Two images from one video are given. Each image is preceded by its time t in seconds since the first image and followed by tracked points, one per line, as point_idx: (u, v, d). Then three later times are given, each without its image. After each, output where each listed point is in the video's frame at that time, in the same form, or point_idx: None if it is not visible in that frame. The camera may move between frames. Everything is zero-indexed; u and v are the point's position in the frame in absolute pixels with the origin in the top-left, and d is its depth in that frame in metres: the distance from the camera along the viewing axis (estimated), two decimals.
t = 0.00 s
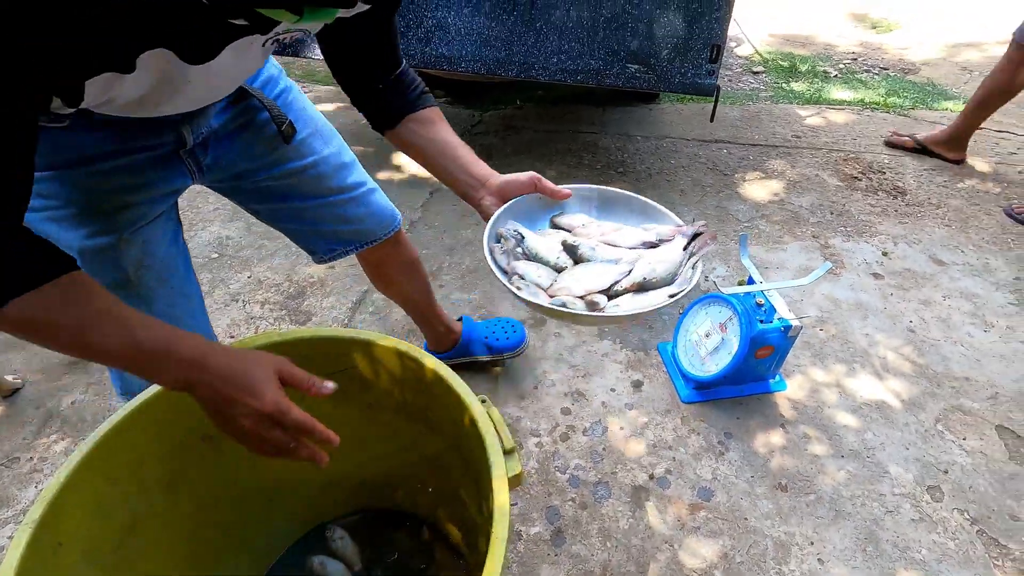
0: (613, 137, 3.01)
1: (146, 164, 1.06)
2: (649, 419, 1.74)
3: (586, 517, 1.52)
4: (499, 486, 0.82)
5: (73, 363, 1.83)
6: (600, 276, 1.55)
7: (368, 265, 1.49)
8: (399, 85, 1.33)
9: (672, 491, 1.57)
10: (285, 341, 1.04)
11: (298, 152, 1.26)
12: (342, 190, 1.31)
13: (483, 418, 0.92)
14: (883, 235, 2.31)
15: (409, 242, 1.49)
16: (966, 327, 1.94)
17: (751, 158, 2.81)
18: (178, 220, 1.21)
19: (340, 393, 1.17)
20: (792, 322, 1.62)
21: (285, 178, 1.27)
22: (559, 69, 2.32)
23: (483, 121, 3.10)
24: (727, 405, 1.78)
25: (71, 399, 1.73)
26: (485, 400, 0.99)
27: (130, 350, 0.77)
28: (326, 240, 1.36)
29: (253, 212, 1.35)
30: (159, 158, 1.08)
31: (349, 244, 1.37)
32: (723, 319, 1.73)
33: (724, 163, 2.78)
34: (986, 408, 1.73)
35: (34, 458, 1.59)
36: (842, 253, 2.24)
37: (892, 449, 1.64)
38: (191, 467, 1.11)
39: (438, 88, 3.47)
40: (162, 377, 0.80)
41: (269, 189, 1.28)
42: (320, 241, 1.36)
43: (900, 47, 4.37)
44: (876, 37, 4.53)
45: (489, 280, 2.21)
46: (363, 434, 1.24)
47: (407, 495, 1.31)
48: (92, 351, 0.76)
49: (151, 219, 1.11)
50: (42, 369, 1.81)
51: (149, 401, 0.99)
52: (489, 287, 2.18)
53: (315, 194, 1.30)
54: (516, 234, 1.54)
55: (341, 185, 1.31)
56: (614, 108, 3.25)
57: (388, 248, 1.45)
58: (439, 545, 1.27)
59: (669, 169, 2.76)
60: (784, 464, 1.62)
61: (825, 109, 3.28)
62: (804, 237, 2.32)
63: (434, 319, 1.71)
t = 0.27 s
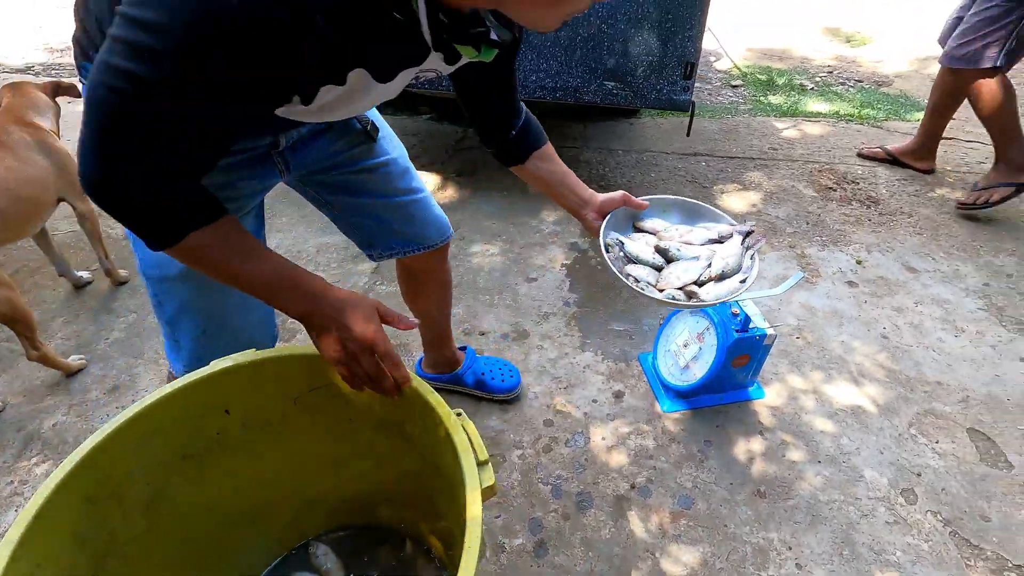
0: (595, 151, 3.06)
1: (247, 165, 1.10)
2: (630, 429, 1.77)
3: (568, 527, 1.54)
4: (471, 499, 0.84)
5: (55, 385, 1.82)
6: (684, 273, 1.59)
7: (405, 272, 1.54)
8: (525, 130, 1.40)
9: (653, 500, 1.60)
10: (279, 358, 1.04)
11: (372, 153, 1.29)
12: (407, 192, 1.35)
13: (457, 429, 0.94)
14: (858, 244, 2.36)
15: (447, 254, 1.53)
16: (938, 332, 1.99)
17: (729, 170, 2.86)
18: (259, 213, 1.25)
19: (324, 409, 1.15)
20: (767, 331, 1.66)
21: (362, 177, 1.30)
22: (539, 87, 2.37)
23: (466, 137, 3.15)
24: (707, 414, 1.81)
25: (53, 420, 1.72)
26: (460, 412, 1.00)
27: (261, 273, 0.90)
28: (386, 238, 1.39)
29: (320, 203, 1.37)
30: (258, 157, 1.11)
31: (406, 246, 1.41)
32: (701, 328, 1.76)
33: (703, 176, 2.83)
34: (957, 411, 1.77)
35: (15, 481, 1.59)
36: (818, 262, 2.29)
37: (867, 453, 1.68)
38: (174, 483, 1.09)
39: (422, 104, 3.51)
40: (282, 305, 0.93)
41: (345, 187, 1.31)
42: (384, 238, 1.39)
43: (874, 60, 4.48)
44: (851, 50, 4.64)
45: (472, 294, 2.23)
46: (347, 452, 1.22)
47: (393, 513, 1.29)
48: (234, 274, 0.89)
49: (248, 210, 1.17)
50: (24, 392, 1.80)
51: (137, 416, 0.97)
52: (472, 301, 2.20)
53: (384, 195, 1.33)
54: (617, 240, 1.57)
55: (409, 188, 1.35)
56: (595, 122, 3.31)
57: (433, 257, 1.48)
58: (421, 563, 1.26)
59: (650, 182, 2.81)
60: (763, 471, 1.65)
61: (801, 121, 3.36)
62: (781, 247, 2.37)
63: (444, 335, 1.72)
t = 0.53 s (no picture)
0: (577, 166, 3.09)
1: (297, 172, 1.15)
2: (611, 439, 1.78)
3: (550, 538, 1.55)
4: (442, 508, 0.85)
5: (34, 406, 1.81)
6: (706, 291, 1.61)
7: (409, 281, 1.59)
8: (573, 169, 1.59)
9: (634, 509, 1.61)
10: (262, 372, 1.05)
11: (397, 155, 1.35)
12: (425, 193, 1.42)
13: (428, 438, 0.95)
14: (833, 252, 2.41)
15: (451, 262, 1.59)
16: (912, 339, 2.03)
17: (708, 182, 2.91)
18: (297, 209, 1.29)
19: (302, 423, 1.15)
20: (743, 338, 1.69)
21: (388, 177, 1.35)
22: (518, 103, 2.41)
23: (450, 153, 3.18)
24: (687, 422, 1.83)
25: (32, 441, 1.72)
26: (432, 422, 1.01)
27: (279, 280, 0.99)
28: (406, 237, 1.45)
29: (344, 201, 1.41)
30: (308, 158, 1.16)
31: (421, 246, 1.48)
32: (679, 337, 1.79)
33: (683, 188, 2.87)
34: (931, 414, 1.80)
35: None
36: (795, 271, 2.33)
37: (844, 458, 1.71)
38: (150, 500, 1.10)
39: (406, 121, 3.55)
40: (297, 314, 1.02)
41: (371, 186, 1.36)
42: (400, 237, 1.45)
43: (850, 74, 4.59)
44: (828, 65, 4.74)
45: (455, 307, 2.24)
46: (326, 465, 1.22)
47: (373, 525, 1.29)
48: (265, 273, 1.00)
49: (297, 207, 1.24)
50: (3, 413, 1.79)
51: (114, 432, 0.98)
52: (455, 314, 2.21)
53: (406, 196, 1.39)
54: (643, 267, 1.66)
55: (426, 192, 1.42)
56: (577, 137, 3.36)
57: (442, 261, 1.54)
58: None
59: (630, 196, 2.84)
60: (742, 478, 1.67)
61: (779, 134, 3.43)
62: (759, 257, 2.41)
63: (431, 351, 1.75)
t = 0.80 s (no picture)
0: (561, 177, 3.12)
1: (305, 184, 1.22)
2: (591, 443, 1.82)
3: (530, 540, 1.58)
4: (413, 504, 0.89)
5: (19, 417, 1.83)
6: (691, 304, 1.66)
7: (400, 288, 1.62)
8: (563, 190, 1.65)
9: (612, 511, 1.64)
10: (244, 376, 1.08)
11: (395, 164, 1.40)
12: (420, 203, 1.47)
13: (400, 440, 0.98)
14: (810, 259, 2.48)
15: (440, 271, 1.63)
16: (884, 342, 2.12)
17: (689, 192, 2.97)
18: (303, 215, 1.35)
19: (281, 427, 1.18)
20: (717, 344, 1.74)
21: (387, 184, 1.40)
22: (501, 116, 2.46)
23: (437, 165, 3.23)
24: (665, 426, 1.86)
25: (17, 452, 1.73)
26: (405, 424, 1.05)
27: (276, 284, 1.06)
28: (399, 244, 1.50)
29: (342, 207, 1.46)
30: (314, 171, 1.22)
31: (415, 254, 1.52)
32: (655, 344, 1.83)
33: (664, 198, 2.92)
34: (901, 415, 1.88)
35: None
36: (772, 278, 2.39)
37: (817, 459, 1.75)
38: (130, 506, 1.12)
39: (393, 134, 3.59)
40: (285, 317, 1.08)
41: (368, 193, 1.40)
42: (394, 245, 1.50)
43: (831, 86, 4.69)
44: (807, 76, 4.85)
45: (440, 316, 2.26)
46: (305, 470, 1.25)
47: (354, 530, 1.31)
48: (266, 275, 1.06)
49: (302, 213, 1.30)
50: None
51: (95, 437, 1.01)
52: (439, 322, 2.24)
53: (403, 204, 1.44)
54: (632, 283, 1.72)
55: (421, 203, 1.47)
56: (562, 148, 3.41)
57: (433, 270, 1.58)
58: None
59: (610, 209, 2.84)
60: (719, 479, 1.71)
61: (759, 145, 3.50)
62: (737, 264, 2.46)
63: (415, 358, 1.78)
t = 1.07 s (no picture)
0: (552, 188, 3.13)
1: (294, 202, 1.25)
2: (580, 453, 1.83)
3: (518, 551, 1.59)
4: (395, 515, 0.90)
5: (9, 431, 1.83)
6: (682, 318, 1.68)
7: (392, 302, 1.64)
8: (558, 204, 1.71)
9: (600, 521, 1.66)
10: (234, 390, 1.10)
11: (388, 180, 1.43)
12: (411, 218, 1.50)
13: (384, 452, 1.00)
14: (796, 269, 2.52)
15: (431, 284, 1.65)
16: (869, 350, 2.17)
17: (678, 203, 3.00)
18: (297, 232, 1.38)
19: (269, 440, 1.19)
20: (704, 354, 1.77)
21: (379, 200, 1.42)
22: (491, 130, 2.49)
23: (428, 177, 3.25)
24: (653, 436, 1.88)
25: (6, 466, 1.73)
26: (389, 436, 1.06)
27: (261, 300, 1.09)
28: (390, 259, 1.52)
29: (334, 221, 1.48)
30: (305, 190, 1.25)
31: (405, 268, 1.54)
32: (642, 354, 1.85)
33: (654, 209, 2.95)
34: (886, 423, 1.92)
35: None
36: (759, 288, 2.42)
37: (803, 467, 1.78)
38: (116, 520, 1.12)
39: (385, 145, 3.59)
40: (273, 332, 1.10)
41: (361, 208, 1.43)
42: (384, 259, 1.52)
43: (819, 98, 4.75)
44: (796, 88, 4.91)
45: (431, 328, 2.26)
46: (294, 482, 1.26)
47: (342, 541, 1.32)
48: (253, 293, 1.10)
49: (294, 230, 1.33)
50: None
51: (82, 453, 1.02)
52: (429, 334, 2.24)
53: (393, 219, 1.46)
54: (625, 301, 1.75)
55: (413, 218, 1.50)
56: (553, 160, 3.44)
57: (424, 284, 1.60)
58: None
59: (601, 218, 2.87)
60: (706, 488, 1.73)
61: (747, 156, 3.54)
62: (725, 275, 2.49)
63: (403, 370, 1.79)
